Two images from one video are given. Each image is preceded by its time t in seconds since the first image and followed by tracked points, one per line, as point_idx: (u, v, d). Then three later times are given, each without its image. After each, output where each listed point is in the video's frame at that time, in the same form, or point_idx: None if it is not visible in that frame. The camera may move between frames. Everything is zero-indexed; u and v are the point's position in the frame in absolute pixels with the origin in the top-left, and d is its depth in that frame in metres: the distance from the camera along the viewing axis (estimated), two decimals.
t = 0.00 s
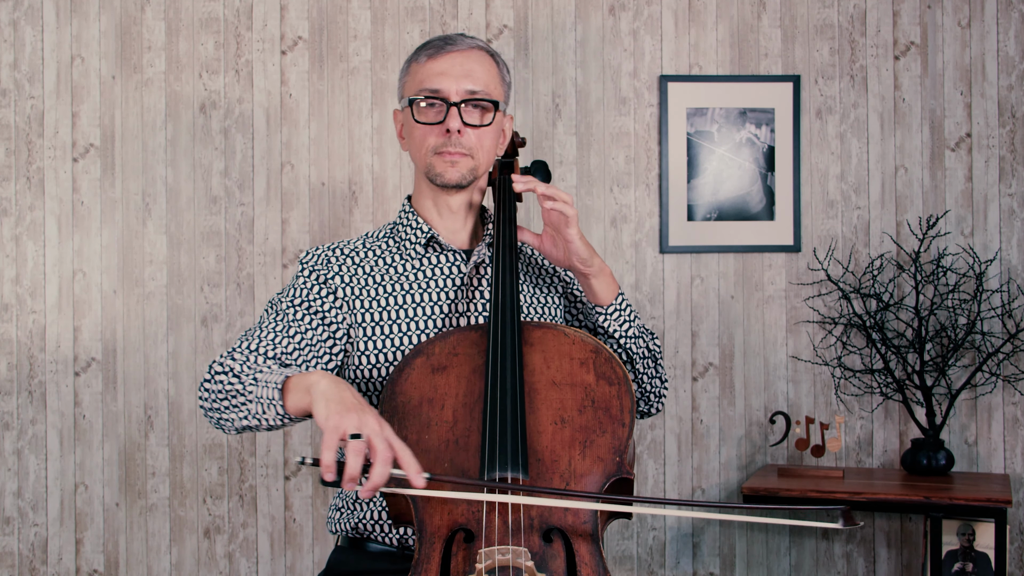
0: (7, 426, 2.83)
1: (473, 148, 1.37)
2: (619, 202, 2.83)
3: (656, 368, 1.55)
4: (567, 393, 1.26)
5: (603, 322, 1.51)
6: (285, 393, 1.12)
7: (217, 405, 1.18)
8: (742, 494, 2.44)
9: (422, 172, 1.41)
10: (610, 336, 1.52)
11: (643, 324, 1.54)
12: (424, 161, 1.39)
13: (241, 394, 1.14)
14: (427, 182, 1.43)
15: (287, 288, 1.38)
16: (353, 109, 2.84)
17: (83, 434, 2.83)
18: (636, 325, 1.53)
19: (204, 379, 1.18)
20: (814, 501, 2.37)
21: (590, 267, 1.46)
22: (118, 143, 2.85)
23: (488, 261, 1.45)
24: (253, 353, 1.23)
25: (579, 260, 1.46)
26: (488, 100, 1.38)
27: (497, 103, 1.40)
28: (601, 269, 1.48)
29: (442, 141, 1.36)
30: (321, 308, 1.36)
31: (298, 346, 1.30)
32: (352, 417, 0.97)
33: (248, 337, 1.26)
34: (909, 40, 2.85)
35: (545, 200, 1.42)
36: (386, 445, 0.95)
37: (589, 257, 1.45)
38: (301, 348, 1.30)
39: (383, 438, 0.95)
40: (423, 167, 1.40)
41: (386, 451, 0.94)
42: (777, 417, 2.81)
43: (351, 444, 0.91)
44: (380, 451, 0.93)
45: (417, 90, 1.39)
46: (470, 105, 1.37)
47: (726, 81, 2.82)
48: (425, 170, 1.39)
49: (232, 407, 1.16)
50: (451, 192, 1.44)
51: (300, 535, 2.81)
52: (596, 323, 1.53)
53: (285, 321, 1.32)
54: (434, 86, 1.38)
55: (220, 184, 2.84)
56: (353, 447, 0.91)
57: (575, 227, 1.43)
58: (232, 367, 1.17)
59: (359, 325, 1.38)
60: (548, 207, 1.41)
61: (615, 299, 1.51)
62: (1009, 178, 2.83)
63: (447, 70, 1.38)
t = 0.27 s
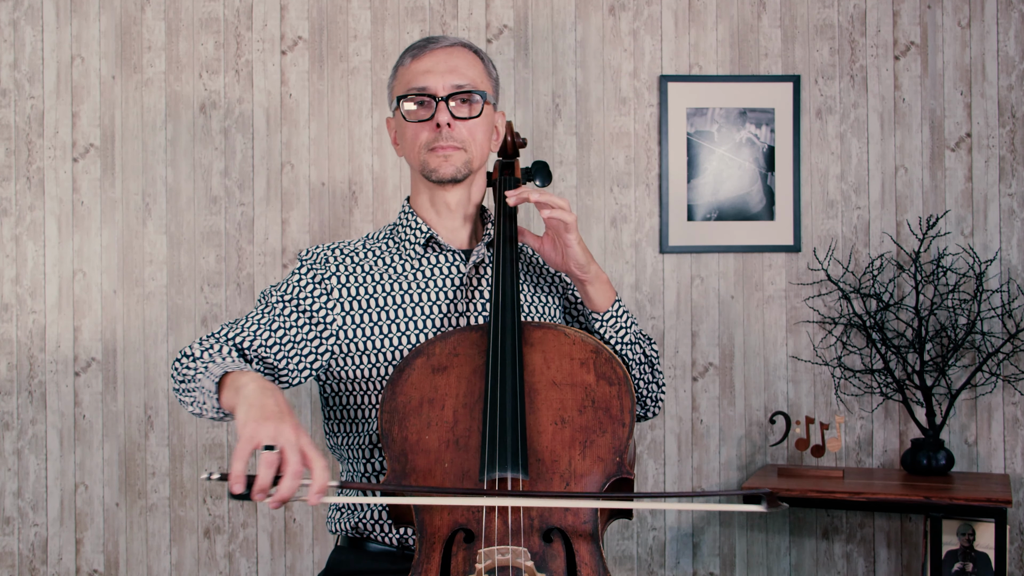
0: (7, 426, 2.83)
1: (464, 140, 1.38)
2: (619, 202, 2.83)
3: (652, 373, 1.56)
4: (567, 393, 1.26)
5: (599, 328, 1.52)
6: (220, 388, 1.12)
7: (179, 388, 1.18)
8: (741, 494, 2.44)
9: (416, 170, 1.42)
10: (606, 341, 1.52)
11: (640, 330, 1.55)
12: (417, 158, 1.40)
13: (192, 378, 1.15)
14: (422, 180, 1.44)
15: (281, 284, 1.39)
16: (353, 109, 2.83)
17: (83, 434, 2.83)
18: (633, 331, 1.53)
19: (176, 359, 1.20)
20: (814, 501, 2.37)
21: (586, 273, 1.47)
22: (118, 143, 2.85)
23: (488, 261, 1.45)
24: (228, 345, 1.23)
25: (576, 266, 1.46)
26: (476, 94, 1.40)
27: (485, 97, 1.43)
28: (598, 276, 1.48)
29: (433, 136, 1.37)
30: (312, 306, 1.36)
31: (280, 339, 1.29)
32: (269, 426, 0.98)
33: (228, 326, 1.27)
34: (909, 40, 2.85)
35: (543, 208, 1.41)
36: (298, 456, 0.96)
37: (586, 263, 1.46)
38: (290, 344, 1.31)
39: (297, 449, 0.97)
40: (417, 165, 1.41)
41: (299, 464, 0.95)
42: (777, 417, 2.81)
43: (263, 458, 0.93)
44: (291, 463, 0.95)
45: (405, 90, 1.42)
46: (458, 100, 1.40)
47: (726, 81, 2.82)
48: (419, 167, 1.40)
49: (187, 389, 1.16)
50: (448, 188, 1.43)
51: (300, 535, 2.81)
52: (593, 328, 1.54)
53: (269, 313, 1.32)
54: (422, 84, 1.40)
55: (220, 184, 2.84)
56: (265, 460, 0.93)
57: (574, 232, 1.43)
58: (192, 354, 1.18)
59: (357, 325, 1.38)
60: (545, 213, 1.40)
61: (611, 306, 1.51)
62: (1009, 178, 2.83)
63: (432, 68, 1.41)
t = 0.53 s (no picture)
0: (7, 426, 2.83)
1: (460, 139, 1.39)
2: (619, 202, 2.83)
3: (644, 378, 1.56)
4: (566, 393, 1.26)
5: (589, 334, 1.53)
6: (200, 384, 1.13)
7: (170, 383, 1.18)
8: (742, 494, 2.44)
9: (414, 171, 1.42)
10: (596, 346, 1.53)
11: (634, 335, 1.55)
12: (414, 160, 1.40)
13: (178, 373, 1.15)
14: (420, 181, 1.44)
15: (282, 283, 1.40)
16: (353, 109, 2.84)
17: (83, 434, 2.83)
18: (623, 337, 1.54)
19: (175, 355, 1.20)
20: (814, 501, 2.36)
21: (574, 280, 1.48)
22: (119, 143, 2.85)
23: (487, 260, 1.45)
24: (226, 342, 1.21)
25: (563, 273, 1.47)
26: (469, 92, 1.41)
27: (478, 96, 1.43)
28: (586, 284, 1.49)
29: (429, 137, 1.38)
30: (312, 305, 1.37)
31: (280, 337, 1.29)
32: (236, 425, 0.99)
33: (230, 322, 1.26)
34: (909, 40, 2.85)
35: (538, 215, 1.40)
36: (262, 455, 0.97)
37: (574, 271, 1.46)
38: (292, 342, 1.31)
39: (261, 448, 0.97)
40: (414, 167, 1.41)
41: (262, 463, 0.96)
42: (777, 417, 2.81)
43: (226, 453, 0.94)
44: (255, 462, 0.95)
45: (399, 92, 1.42)
46: (452, 100, 1.40)
47: (726, 81, 2.82)
48: (416, 168, 1.40)
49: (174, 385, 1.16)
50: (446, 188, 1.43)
51: (300, 535, 2.81)
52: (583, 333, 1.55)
53: (271, 311, 1.32)
54: (415, 86, 1.40)
55: (220, 184, 2.84)
56: (229, 456, 0.94)
57: (563, 244, 1.43)
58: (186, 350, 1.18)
59: (357, 324, 1.39)
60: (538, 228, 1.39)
61: (600, 313, 1.52)
62: (1009, 178, 2.83)
63: (425, 69, 1.41)
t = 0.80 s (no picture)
0: (7, 426, 2.83)
1: (456, 139, 1.39)
2: (619, 202, 2.83)
3: (646, 373, 1.57)
4: (566, 393, 1.26)
5: (591, 329, 1.52)
6: (257, 384, 1.12)
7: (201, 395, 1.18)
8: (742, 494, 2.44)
9: (410, 172, 1.42)
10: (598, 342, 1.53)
11: (635, 330, 1.55)
12: (410, 161, 1.40)
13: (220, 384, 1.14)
14: (417, 182, 1.44)
15: (285, 286, 1.38)
16: (353, 109, 2.84)
17: (83, 434, 2.83)
18: (626, 331, 1.53)
19: (194, 369, 1.18)
20: (814, 501, 2.37)
21: (579, 276, 1.46)
22: (119, 143, 2.85)
23: (486, 260, 1.45)
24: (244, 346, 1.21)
25: (568, 270, 1.46)
26: (464, 92, 1.40)
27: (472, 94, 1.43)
28: (590, 280, 1.48)
29: (424, 138, 1.38)
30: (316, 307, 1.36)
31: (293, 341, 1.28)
32: (305, 419, 0.97)
33: (241, 329, 1.24)
34: (909, 40, 2.85)
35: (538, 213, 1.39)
36: (331, 451, 0.95)
37: (579, 266, 1.45)
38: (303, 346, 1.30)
39: (330, 444, 0.95)
40: (411, 168, 1.41)
41: (329, 459, 0.93)
42: (777, 417, 2.81)
43: (294, 449, 0.92)
44: (323, 458, 0.93)
45: (393, 94, 1.42)
46: (447, 100, 1.40)
47: (726, 81, 2.82)
48: (413, 170, 1.40)
49: (212, 397, 1.16)
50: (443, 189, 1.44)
51: (300, 535, 2.81)
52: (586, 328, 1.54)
53: (279, 316, 1.31)
54: (409, 87, 1.40)
55: (220, 184, 2.84)
56: (297, 452, 0.92)
57: (568, 239, 1.42)
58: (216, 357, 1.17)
59: (357, 325, 1.38)
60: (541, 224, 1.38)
61: (604, 307, 1.51)
62: (1009, 178, 2.83)
63: (418, 70, 1.41)
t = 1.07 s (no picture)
0: (7, 426, 2.83)
1: (456, 139, 1.39)
2: (619, 202, 2.83)
3: (644, 375, 1.58)
4: (566, 393, 1.26)
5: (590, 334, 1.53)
6: (286, 395, 1.13)
7: (222, 413, 1.20)
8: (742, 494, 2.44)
9: (411, 172, 1.42)
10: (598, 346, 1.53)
11: (633, 334, 1.55)
12: (411, 161, 1.40)
13: (244, 400, 1.17)
14: (417, 182, 1.44)
15: (286, 295, 1.38)
16: (353, 109, 2.84)
17: (83, 434, 2.83)
18: (625, 335, 1.53)
19: (207, 390, 1.20)
20: (814, 501, 2.37)
21: (577, 284, 1.46)
22: (119, 144, 2.85)
23: (486, 260, 1.45)
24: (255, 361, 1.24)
25: (566, 279, 1.45)
26: (464, 91, 1.40)
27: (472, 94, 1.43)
28: (589, 286, 1.48)
29: (424, 138, 1.37)
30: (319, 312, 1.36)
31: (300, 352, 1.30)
32: (352, 413, 0.99)
33: (247, 347, 1.26)
34: (910, 40, 2.85)
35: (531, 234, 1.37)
36: (384, 441, 0.98)
37: (577, 275, 1.44)
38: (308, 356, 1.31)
39: (382, 435, 0.98)
40: (411, 168, 1.41)
41: (384, 447, 0.97)
42: (777, 417, 2.81)
43: (352, 439, 0.95)
44: (379, 447, 0.97)
45: (393, 93, 1.41)
46: (447, 100, 1.40)
47: (726, 81, 2.82)
48: (413, 169, 1.40)
49: (236, 414, 1.19)
50: (443, 188, 1.43)
51: (300, 535, 2.81)
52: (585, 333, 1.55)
53: (284, 328, 1.32)
54: (409, 86, 1.40)
55: (220, 184, 2.84)
56: (355, 441, 0.95)
57: (565, 252, 1.40)
58: (233, 375, 1.19)
59: (358, 326, 1.38)
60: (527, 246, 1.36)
61: (601, 313, 1.52)
62: (1009, 178, 2.83)
63: (418, 70, 1.41)
